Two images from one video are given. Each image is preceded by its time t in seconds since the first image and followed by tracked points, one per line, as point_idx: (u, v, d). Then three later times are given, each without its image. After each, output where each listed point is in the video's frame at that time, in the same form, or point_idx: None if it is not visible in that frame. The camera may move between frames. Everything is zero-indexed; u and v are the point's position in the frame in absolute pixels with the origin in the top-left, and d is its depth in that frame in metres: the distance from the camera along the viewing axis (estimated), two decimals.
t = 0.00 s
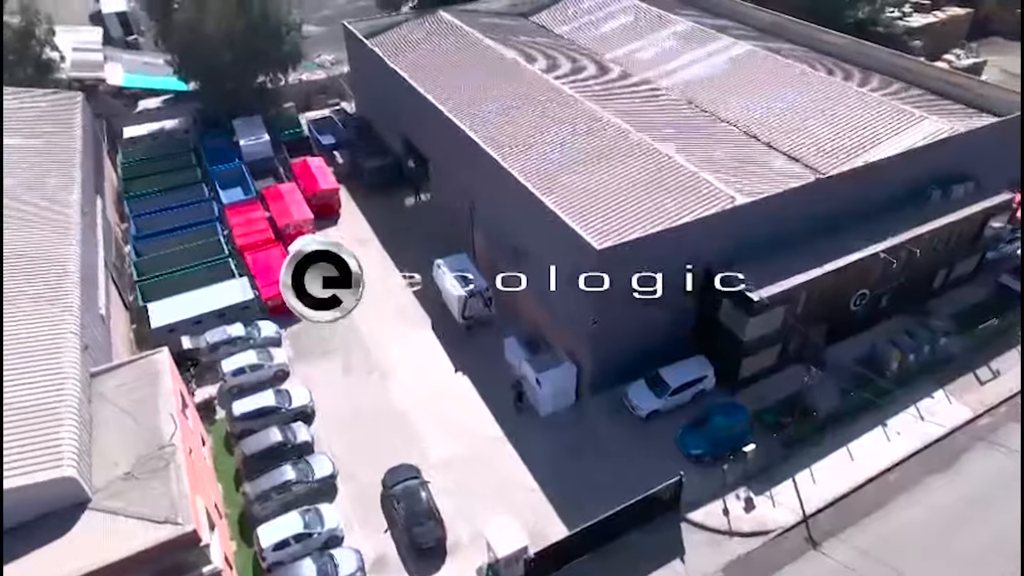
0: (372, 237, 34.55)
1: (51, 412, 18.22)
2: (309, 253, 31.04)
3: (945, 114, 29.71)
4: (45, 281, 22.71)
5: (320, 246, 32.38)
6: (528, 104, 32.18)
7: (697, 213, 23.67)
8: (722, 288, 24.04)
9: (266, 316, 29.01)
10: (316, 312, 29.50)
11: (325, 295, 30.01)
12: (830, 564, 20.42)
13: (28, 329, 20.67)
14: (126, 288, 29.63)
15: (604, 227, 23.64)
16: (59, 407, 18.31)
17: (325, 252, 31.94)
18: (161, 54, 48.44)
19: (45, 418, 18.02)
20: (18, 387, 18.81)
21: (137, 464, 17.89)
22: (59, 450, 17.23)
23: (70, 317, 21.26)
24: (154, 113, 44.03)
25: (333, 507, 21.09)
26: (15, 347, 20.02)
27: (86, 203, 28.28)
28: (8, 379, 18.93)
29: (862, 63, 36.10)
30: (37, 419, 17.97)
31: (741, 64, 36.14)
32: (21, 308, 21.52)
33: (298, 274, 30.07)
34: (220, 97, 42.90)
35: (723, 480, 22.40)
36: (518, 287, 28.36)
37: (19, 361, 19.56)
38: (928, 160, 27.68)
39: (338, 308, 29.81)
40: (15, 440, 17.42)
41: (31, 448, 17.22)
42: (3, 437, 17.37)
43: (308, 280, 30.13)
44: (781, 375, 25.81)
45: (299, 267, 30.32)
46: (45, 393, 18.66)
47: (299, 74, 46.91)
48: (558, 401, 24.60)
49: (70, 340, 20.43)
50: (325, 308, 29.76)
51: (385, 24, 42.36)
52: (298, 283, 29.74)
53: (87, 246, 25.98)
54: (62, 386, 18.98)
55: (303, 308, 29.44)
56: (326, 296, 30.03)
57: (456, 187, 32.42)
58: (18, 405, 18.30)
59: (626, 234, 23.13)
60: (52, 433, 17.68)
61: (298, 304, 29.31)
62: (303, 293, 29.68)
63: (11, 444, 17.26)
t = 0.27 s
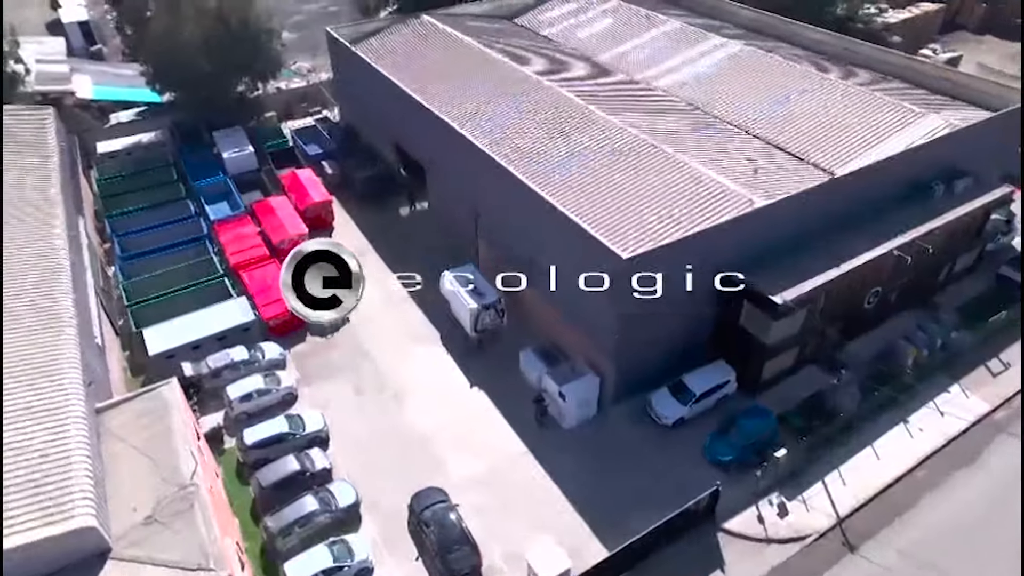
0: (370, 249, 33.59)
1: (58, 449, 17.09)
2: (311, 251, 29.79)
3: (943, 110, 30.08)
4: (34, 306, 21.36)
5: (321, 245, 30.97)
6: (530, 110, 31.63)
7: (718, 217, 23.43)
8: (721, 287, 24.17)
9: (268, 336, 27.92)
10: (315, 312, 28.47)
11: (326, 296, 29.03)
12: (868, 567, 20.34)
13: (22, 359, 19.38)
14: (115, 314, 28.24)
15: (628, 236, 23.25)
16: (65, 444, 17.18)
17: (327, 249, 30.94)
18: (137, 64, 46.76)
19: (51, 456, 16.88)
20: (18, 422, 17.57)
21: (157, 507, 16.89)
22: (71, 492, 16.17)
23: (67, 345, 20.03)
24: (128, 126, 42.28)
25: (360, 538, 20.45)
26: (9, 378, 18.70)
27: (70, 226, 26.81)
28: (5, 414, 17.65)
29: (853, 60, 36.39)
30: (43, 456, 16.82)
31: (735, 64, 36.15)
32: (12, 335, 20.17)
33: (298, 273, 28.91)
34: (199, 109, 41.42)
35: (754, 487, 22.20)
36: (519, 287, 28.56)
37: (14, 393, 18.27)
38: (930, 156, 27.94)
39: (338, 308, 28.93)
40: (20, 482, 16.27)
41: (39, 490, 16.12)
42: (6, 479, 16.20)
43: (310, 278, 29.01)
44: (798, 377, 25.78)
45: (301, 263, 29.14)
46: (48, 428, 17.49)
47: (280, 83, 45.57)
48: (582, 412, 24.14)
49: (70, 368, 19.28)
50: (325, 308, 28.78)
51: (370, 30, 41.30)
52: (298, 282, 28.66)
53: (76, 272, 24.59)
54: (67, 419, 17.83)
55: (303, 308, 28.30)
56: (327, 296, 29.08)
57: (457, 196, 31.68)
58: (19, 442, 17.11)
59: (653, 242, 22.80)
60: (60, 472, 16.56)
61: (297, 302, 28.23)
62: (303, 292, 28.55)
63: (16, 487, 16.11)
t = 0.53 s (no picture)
0: (369, 262, 32.60)
1: (67, 456, 17.03)
2: (311, 250, 29.67)
3: (940, 106, 30.38)
4: (29, 337, 20.25)
5: (321, 246, 30.82)
6: (531, 114, 30.96)
7: (739, 222, 23.16)
8: (721, 287, 23.68)
9: (271, 358, 26.80)
10: (316, 312, 27.98)
11: (326, 295, 28.62)
12: (907, 568, 20.23)
13: (20, 369, 19.25)
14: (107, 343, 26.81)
15: (651, 244, 22.81)
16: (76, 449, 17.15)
17: (327, 248, 30.73)
18: (107, 75, 44.80)
19: (61, 464, 16.80)
20: (23, 431, 17.47)
21: (185, 556, 16.01)
22: (86, 498, 16.17)
23: (65, 353, 19.95)
24: (102, 141, 40.50)
25: (393, 569, 19.65)
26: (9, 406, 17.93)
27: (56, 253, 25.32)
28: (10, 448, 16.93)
29: (842, 56, 36.67)
30: (57, 490, 16.23)
31: (728, 63, 36.07)
32: (5, 344, 19.99)
33: (298, 273, 28.72)
34: (177, 122, 39.82)
35: (786, 493, 22.00)
36: (519, 287, 28.79)
37: (17, 404, 18.13)
38: (932, 152, 28.18)
39: (338, 308, 28.39)
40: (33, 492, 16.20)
41: (53, 498, 16.07)
42: (17, 490, 16.10)
43: (309, 276, 28.78)
44: (816, 377, 25.75)
45: (299, 263, 28.98)
46: (54, 436, 17.40)
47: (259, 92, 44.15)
48: (606, 424, 23.69)
49: (76, 403, 18.33)
50: (325, 308, 28.20)
51: (353, 35, 40.03)
52: (298, 281, 28.44)
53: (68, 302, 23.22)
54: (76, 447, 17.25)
55: (303, 308, 28.02)
56: (328, 295, 28.61)
57: (459, 206, 30.91)
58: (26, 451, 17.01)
59: (676, 250, 22.42)
60: (78, 503, 16.03)
61: (297, 303, 28.01)
62: (303, 292, 28.27)
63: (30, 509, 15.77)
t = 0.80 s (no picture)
0: (369, 277, 31.64)
1: (69, 453, 16.95)
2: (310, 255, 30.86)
3: (936, 102, 30.72)
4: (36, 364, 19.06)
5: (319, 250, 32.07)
6: (532, 119, 30.28)
7: (762, 226, 22.92)
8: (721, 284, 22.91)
9: (278, 382, 25.70)
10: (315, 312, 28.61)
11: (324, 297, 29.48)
12: (946, 568, 20.20)
13: (8, 363, 18.82)
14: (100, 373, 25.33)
15: (676, 252, 22.38)
16: (79, 447, 17.07)
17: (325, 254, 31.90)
18: (74, 88, 42.82)
19: (73, 485, 16.33)
20: (18, 427, 17.25)
21: None
22: (93, 495, 16.21)
23: (58, 357, 19.39)
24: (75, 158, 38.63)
25: None
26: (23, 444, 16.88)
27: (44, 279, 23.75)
28: (29, 491, 15.97)
29: (831, 54, 36.91)
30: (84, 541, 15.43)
31: (721, 63, 35.97)
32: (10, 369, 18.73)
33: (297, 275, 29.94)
34: (155, 135, 38.13)
35: (819, 497, 21.82)
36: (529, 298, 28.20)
37: (7, 398, 17.80)
38: (934, 148, 28.42)
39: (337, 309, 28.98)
40: (40, 503, 15.84)
41: (59, 496, 16.04)
42: (29, 512, 15.60)
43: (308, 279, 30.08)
44: (834, 378, 25.70)
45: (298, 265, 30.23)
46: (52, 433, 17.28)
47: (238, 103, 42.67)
48: (633, 435, 23.22)
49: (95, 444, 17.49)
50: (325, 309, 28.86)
51: (337, 42, 38.87)
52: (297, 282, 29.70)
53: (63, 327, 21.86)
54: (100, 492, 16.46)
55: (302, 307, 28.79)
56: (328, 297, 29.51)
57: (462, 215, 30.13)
58: (24, 448, 16.83)
59: (704, 257, 22.04)
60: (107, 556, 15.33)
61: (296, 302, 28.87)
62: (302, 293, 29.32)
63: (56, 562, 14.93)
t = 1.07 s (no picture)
0: (371, 292, 30.62)
1: (66, 456, 16.69)
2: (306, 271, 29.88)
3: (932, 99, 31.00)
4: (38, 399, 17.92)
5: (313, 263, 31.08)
6: (534, 123, 29.50)
7: (785, 229, 22.62)
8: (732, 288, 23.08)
9: (287, 407, 24.55)
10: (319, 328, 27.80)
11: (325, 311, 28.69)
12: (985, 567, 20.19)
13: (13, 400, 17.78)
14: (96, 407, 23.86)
15: (703, 257, 21.86)
16: (74, 448, 16.86)
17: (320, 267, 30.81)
18: (40, 103, 40.74)
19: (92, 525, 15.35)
20: (12, 428, 17.18)
21: None
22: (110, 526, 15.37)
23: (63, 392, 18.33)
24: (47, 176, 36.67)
25: None
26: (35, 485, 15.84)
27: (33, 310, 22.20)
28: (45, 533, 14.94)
29: (821, 53, 37.03)
30: None
31: (714, 64, 35.77)
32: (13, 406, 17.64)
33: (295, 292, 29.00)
34: (133, 150, 36.39)
35: (854, 501, 21.64)
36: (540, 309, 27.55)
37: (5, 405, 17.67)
38: (936, 144, 28.59)
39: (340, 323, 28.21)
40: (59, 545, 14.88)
41: (55, 497, 15.79)
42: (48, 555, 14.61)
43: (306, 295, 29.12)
44: (853, 378, 25.64)
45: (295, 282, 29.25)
46: (48, 436, 17.08)
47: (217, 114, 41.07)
48: (663, 447, 22.74)
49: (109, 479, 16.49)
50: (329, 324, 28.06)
51: (321, 49, 37.59)
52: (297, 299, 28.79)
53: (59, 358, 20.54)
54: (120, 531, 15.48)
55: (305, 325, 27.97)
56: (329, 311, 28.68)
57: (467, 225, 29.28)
58: (24, 453, 16.62)
59: (732, 263, 21.59)
60: None
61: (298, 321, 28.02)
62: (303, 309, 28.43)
63: None
